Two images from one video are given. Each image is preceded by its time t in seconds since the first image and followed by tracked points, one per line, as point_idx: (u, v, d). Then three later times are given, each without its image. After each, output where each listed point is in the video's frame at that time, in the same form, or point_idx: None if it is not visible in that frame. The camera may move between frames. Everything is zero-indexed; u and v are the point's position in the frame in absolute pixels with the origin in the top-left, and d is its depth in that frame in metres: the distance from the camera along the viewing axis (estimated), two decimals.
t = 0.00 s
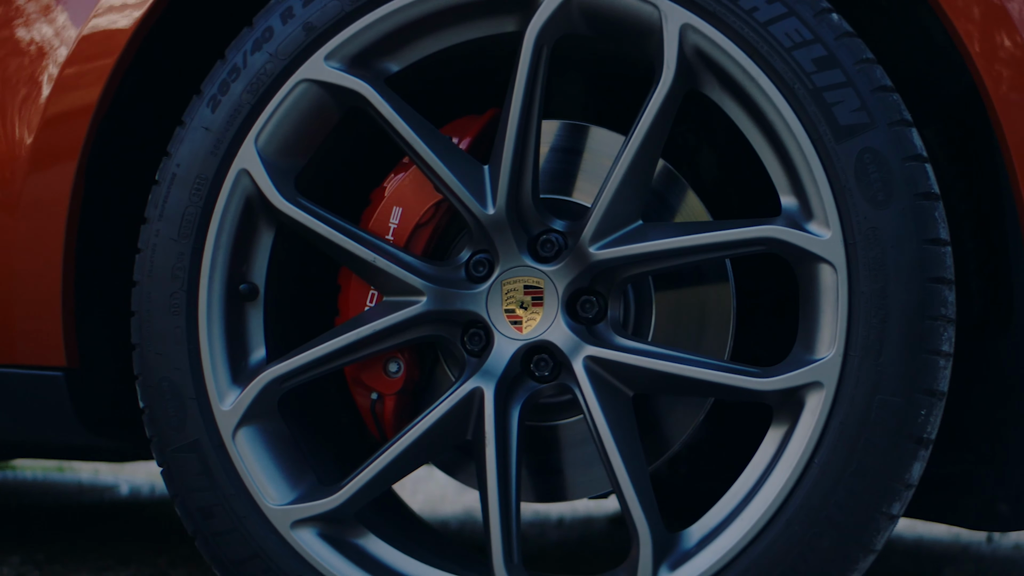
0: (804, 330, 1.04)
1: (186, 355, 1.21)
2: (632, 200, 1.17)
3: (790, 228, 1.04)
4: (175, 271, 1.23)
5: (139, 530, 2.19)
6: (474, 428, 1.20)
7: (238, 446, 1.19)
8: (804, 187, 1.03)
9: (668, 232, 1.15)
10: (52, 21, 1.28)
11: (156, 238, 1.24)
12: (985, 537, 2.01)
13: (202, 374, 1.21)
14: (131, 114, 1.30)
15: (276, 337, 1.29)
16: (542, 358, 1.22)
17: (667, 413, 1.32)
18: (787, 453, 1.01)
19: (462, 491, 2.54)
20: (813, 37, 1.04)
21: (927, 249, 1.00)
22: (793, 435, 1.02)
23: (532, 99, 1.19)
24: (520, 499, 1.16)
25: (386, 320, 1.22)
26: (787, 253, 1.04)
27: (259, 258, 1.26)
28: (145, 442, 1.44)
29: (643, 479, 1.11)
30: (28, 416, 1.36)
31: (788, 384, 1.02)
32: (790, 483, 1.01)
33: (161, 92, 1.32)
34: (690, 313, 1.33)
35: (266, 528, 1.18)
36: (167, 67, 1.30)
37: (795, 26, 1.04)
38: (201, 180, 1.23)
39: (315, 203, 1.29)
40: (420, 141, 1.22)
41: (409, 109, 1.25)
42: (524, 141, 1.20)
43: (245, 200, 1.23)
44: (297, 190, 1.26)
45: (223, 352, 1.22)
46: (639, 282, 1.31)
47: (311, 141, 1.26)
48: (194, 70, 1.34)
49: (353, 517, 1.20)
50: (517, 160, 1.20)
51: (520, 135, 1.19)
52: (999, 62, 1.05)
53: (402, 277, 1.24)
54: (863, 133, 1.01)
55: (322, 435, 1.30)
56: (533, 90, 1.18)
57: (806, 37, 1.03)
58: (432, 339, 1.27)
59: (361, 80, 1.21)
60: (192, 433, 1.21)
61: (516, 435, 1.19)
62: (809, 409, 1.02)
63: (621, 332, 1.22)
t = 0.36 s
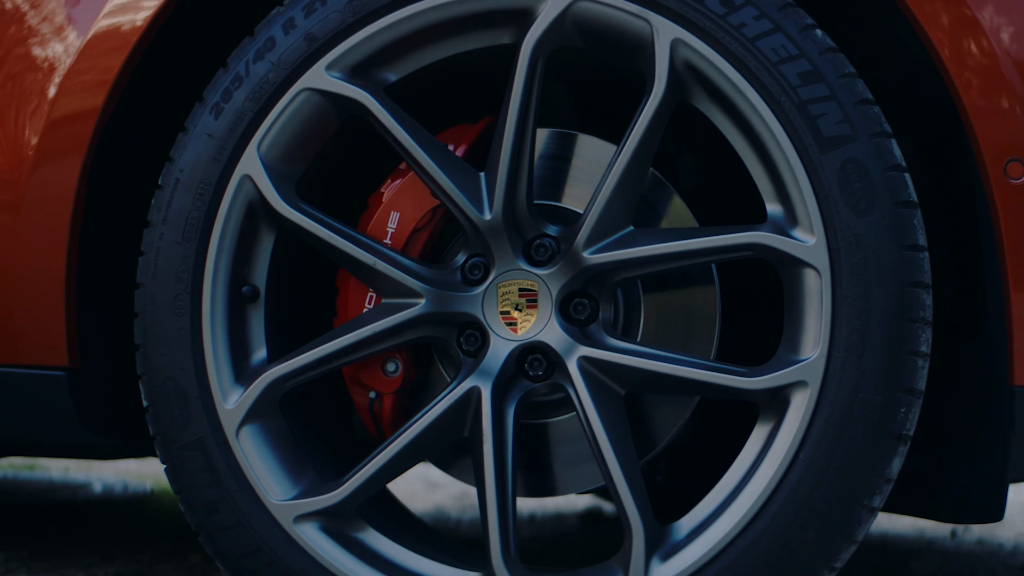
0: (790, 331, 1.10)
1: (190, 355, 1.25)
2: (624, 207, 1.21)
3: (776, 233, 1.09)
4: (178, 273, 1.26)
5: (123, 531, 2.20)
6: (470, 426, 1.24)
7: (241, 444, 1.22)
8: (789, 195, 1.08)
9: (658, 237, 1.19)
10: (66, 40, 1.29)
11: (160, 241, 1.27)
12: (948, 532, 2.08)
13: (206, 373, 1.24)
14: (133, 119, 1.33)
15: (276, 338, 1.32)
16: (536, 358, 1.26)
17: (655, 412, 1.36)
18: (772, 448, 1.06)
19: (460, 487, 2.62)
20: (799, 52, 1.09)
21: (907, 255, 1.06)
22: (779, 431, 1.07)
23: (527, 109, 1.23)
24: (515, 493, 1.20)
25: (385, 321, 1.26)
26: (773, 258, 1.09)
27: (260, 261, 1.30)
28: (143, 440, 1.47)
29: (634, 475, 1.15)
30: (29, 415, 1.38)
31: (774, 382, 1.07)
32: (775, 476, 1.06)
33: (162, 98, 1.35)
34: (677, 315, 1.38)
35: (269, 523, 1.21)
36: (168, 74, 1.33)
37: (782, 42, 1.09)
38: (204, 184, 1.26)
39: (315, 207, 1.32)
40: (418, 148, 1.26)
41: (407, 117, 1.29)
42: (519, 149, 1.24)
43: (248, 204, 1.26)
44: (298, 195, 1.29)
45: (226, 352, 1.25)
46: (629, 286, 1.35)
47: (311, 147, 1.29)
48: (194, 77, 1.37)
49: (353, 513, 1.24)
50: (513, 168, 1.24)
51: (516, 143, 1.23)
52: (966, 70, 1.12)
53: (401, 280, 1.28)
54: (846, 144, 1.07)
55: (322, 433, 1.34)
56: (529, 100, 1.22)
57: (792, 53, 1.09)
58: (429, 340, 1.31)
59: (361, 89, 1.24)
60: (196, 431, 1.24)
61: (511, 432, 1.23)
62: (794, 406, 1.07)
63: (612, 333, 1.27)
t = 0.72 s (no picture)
0: (782, 332, 1.15)
1: (204, 355, 1.29)
2: (623, 213, 1.26)
3: (769, 239, 1.14)
4: (191, 276, 1.30)
5: (118, 529, 2.22)
6: (475, 422, 1.29)
7: (254, 441, 1.26)
8: (782, 202, 1.14)
9: (656, 242, 1.24)
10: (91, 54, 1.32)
11: (173, 245, 1.31)
12: (921, 527, 2.15)
13: (219, 372, 1.29)
14: (146, 124, 1.37)
15: (285, 338, 1.37)
16: (538, 358, 1.30)
17: (650, 410, 1.41)
18: (766, 443, 1.11)
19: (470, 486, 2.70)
20: (792, 66, 1.14)
21: (894, 259, 1.11)
22: (772, 427, 1.13)
23: (530, 118, 1.27)
24: (518, 488, 1.25)
25: (393, 322, 1.30)
26: (766, 262, 1.14)
27: (269, 263, 1.34)
28: (150, 437, 1.51)
29: (633, 469, 1.20)
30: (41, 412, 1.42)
31: (768, 380, 1.12)
32: (769, 469, 1.11)
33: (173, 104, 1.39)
34: (672, 316, 1.43)
35: (281, 516, 1.25)
36: (178, 81, 1.37)
37: (775, 56, 1.15)
38: (217, 190, 1.30)
39: (324, 212, 1.36)
40: (424, 155, 1.31)
41: (412, 125, 1.34)
42: (522, 157, 1.29)
43: (259, 209, 1.30)
44: (307, 199, 1.34)
45: (238, 352, 1.29)
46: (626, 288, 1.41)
47: (320, 154, 1.33)
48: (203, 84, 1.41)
49: (361, 507, 1.28)
50: (517, 175, 1.29)
51: (519, 151, 1.28)
52: (944, 76, 1.17)
53: (408, 282, 1.32)
54: (836, 154, 1.13)
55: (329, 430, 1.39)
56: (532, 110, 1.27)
57: (785, 66, 1.14)
58: (434, 340, 1.35)
59: (369, 98, 1.28)
60: (209, 428, 1.28)
61: (514, 428, 1.28)
62: (786, 403, 1.12)
63: (611, 333, 1.32)
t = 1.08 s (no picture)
0: (774, 332, 1.21)
1: (217, 353, 1.33)
2: (621, 217, 1.31)
3: (762, 243, 1.20)
4: (205, 277, 1.34)
5: (118, 526, 2.25)
6: (480, 418, 1.34)
7: (266, 436, 1.31)
8: (775, 208, 1.20)
9: (654, 246, 1.30)
10: (108, 66, 1.36)
11: (187, 247, 1.36)
12: (895, 520, 2.22)
13: (232, 371, 1.33)
14: (158, 129, 1.41)
15: (294, 337, 1.41)
16: (539, 356, 1.36)
17: (645, 406, 1.47)
18: (760, 437, 1.17)
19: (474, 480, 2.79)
20: (784, 78, 1.20)
21: (881, 263, 1.17)
22: (765, 422, 1.19)
23: (532, 126, 1.32)
24: (522, 481, 1.30)
25: (400, 322, 1.35)
26: (760, 265, 1.20)
27: (279, 265, 1.38)
28: (158, 434, 1.55)
29: (632, 463, 1.26)
30: (55, 409, 1.46)
31: (761, 378, 1.18)
32: (762, 462, 1.17)
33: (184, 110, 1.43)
34: (667, 316, 1.49)
35: (293, 509, 1.30)
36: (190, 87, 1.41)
37: (768, 68, 1.20)
38: (230, 194, 1.35)
39: (333, 216, 1.41)
40: (431, 161, 1.35)
41: (418, 132, 1.38)
42: (525, 163, 1.34)
43: (270, 213, 1.35)
44: (317, 204, 1.38)
45: (251, 351, 1.34)
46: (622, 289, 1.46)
47: (329, 160, 1.38)
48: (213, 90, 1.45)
49: (370, 499, 1.33)
50: (520, 180, 1.34)
51: (522, 157, 1.33)
52: (922, 79, 1.24)
53: (415, 284, 1.37)
54: (826, 163, 1.18)
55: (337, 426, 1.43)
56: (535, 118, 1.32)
57: (777, 79, 1.20)
58: (439, 339, 1.40)
59: (378, 106, 1.33)
60: (223, 424, 1.33)
61: (517, 424, 1.33)
62: (778, 399, 1.18)
63: (609, 332, 1.37)
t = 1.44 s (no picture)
0: (764, 331, 1.27)
1: (228, 351, 1.38)
2: (617, 221, 1.37)
3: (752, 246, 1.26)
4: (216, 278, 1.39)
5: (118, 520, 2.29)
6: (481, 414, 1.40)
7: (276, 432, 1.36)
8: (765, 213, 1.26)
9: (649, 248, 1.36)
10: (121, 74, 1.40)
11: (198, 248, 1.40)
12: (869, 513, 2.30)
13: (243, 368, 1.38)
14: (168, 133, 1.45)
15: (301, 336, 1.46)
16: (538, 353, 1.41)
17: (638, 402, 1.52)
18: (751, 431, 1.23)
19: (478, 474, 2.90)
20: (773, 89, 1.26)
21: (865, 265, 1.23)
22: (756, 417, 1.25)
23: (532, 133, 1.38)
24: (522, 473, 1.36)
25: (404, 322, 1.40)
26: (750, 267, 1.26)
27: (287, 266, 1.43)
28: (165, 429, 1.59)
29: (628, 456, 1.31)
30: (66, 405, 1.50)
31: (752, 375, 1.24)
32: (753, 455, 1.23)
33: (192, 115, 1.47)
34: (659, 316, 1.55)
35: (302, 501, 1.35)
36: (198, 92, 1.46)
37: (758, 80, 1.26)
38: (240, 197, 1.39)
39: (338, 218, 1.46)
40: (434, 166, 1.40)
41: (422, 138, 1.43)
42: (525, 169, 1.39)
43: (279, 216, 1.40)
44: (324, 207, 1.43)
45: (260, 349, 1.39)
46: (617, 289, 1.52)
47: (335, 164, 1.43)
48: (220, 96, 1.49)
49: (376, 492, 1.39)
50: (520, 185, 1.39)
51: (523, 163, 1.38)
52: (899, 84, 1.30)
53: (419, 284, 1.42)
54: (814, 170, 1.24)
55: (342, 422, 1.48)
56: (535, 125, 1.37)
57: (767, 89, 1.26)
58: (440, 338, 1.45)
59: (383, 114, 1.38)
60: (234, 420, 1.37)
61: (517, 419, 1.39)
62: (768, 395, 1.24)
63: (605, 331, 1.42)
